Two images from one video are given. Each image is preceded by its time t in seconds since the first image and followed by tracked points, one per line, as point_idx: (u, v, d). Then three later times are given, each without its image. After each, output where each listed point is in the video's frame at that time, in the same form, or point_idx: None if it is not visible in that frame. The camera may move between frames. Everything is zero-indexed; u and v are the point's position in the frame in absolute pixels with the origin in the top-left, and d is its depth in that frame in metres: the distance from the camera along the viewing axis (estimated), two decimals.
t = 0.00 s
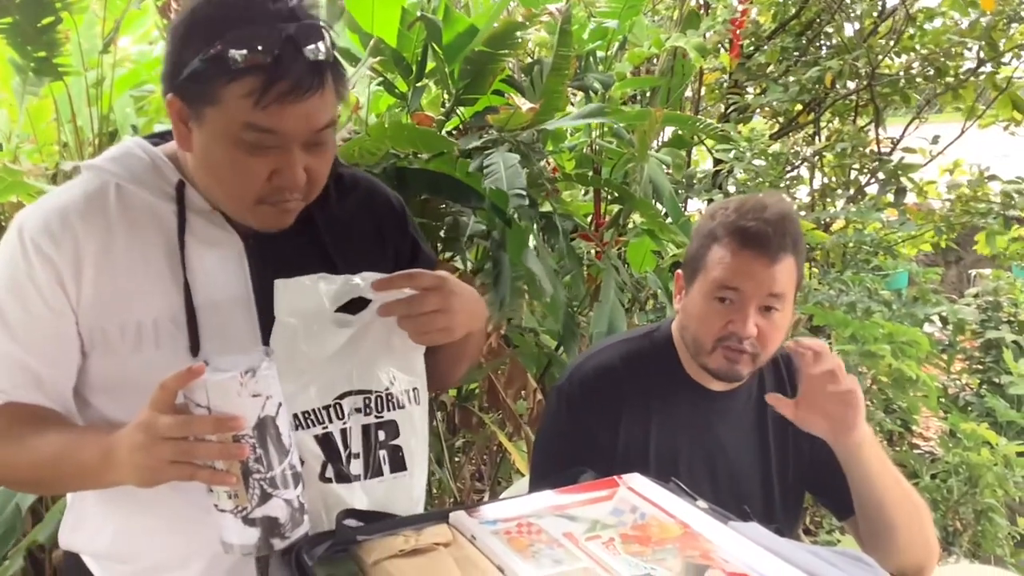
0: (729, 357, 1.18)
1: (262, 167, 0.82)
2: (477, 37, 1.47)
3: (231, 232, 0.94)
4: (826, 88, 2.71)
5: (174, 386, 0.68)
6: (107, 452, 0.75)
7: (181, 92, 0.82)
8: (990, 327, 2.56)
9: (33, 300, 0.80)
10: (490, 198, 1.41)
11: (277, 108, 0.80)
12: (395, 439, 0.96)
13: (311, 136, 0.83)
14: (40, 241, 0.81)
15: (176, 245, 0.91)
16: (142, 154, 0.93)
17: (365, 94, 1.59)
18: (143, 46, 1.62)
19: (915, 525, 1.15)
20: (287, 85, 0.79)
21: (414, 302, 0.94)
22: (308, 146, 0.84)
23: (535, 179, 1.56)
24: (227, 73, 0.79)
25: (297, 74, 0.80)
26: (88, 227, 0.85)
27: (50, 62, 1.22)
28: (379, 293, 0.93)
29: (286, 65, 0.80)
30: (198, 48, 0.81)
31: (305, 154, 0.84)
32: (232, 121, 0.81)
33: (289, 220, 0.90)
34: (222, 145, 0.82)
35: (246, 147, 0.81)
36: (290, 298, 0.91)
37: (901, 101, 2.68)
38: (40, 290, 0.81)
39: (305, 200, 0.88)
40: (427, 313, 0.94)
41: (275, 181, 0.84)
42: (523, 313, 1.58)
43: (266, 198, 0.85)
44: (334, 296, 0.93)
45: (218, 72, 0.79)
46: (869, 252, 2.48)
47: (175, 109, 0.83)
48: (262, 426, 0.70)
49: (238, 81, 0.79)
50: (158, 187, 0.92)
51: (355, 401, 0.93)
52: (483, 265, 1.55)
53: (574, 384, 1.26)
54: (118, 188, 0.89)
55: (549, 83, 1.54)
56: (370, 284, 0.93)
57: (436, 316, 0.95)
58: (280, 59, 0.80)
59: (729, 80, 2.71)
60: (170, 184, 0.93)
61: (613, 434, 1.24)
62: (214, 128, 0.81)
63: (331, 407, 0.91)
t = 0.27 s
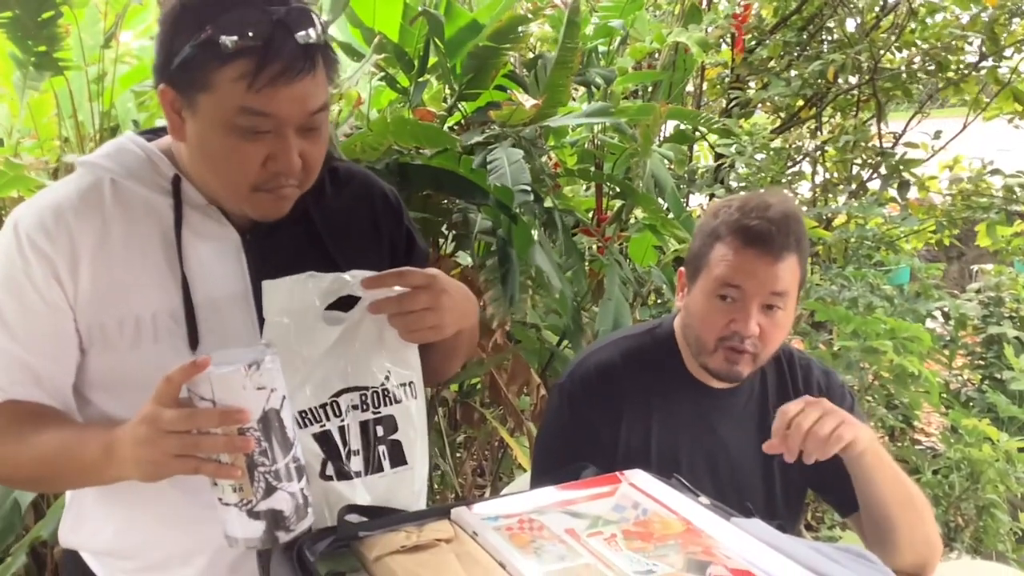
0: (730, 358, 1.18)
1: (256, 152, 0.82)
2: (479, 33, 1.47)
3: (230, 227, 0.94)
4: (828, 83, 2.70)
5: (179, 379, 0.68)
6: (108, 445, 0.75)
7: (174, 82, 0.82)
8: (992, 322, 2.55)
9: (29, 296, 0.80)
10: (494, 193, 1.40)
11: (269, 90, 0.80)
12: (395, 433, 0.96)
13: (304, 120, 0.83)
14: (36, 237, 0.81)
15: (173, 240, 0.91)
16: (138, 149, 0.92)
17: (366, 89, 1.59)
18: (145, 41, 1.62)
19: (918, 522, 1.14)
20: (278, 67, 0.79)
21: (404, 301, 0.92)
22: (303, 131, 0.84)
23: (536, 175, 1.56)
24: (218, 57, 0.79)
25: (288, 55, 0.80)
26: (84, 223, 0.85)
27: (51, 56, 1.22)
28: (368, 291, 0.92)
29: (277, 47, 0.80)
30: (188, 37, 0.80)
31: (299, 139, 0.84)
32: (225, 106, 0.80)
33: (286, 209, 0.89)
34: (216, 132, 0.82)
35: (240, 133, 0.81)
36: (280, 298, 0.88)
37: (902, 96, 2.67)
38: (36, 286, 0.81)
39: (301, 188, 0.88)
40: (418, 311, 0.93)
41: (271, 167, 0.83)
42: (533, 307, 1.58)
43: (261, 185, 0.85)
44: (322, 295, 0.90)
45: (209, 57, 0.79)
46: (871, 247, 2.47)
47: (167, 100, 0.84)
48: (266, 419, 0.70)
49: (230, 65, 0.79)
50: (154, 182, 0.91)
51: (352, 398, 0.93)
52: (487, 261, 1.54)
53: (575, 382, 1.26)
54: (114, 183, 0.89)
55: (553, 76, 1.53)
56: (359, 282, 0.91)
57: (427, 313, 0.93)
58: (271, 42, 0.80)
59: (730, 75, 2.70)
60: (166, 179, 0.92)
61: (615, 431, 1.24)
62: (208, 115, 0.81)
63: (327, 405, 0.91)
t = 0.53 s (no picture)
0: (731, 351, 1.18)
1: (254, 143, 0.82)
2: (482, 28, 1.47)
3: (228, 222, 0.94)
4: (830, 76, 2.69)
5: (175, 374, 0.68)
6: (105, 442, 0.75)
7: (169, 74, 0.81)
8: (995, 316, 2.55)
9: (27, 293, 0.80)
10: (500, 188, 1.39)
11: (265, 81, 0.80)
12: (395, 428, 0.96)
13: (301, 110, 0.83)
14: (33, 234, 0.81)
15: (170, 234, 0.90)
16: (135, 144, 0.92)
17: (369, 83, 1.60)
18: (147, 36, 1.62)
19: (919, 516, 1.13)
20: (275, 57, 0.79)
21: (404, 295, 0.93)
22: (300, 121, 0.84)
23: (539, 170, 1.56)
24: (214, 48, 0.79)
25: (284, 46, 0.80)
26: (81, 219, 0.85)
27: (52, 51, 1.22)
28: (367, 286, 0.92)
29: (272, 38, 0.79)
30: (184, 28, 0.80)
31: (296, 130, 0.84)
32: (222, 97, 0.80)
33: (284, 200, 0.89)
34: (212, 122, 0.82)
35: (237, 124, 0.81)
36: (279, 293, 0.88)
37: (904, 89, 2.66)
38: (33, 283, 0.81)
39: (299, 179, 0.88)
40: (416, 305, 0.93)
41: (268, 158, 0.83)
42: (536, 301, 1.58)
43: (259, 176, 0.85)
44: (323, 291, 0.91)
45: (204, 48, 0.79)
46: (873, 241, 2.46)
47: (163, 92, 0.83)
48: (262, 413, 0.70)
49: (226, 56, 0.79)
50: (150, 177, 0.91)
51: (352, 393, 0.92)
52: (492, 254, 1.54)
53: (579, 376, 1.26)
54: (110, 179, 0.89)
55: (559, 71, 1.53)
56: (358, 277, 0.92)
57: (426, 307, 0.94)
58: (266, 33, 0.79)
59: (732, 69, 2.71)
60: (162, 174, 0.92)
61: (617, 425, 1.24)
62: (204, 107, 0.81)
63: (328, 400, 0.91)
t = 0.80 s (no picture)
0: (735, 335, 1.17)
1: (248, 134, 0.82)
2: (484, 23, 1.46)
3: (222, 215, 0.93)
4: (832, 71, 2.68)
5: (176, 368, 0.67)
6: (106, 438, 0.75)
7: (163, 65, 0.81)
8: (997, 312, 2.54)
9: (25, 291, 0.80)
10: (504, 178, 1.39)
11: (256, 70, 0.80)
12: (395, 422, 0.96)
13: (294, 100, 0.83)
14: (31, 232, 0.81)
15: (167, 230, 0.90)
16: (131, 141, 0.92)
17: (370, 79, 1.60)
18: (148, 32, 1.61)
19: (921, 513, 1.13)
20: (267, 45, 0.79)
21: (399, 291, 0.92)
22: (293, 111, 0.84)
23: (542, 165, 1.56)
24: (206, 38, 0.79)
25: (277, 35, 0.79)
26: (79, 216, 0.85)
27: (53, 46, 1.21)
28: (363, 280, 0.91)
29: (263, 26, 0.79)
30: (176, 19, 0.80)
31: (290, 120, 0.84)
32: (215, 87, 0.80)
33: (281, 191, 0.89)
34: (206, 114, 0.81)
35: (231, 114, 0.81)
36: (278, 292, 0.88)
37: (907, 84, 2.66)
38: (32, 281, 0.80)
39: (294, 169, 0.88)
40: (413, 300, 0.93)
41: (263, 149, 0.83)
42: (539, 297, 1.57)
43: (254, 166, 0.84)
44: (322, 288, 0.90)
45: (197, 38, 0.79)
46: (875, 237, 2.46)
47: (157, 84, 0.83)
48: (263, 407, 0.70)
49: (217, 46, 0.78)
50: (148, 172, 0.91)
51: (351, 390, 0.92)
52: (497, 249, 1.54)
53: (583, 371, 1.26)
54: (107, 175, 0.88)
55: (560, 66, 1.51)
56: (354, 273, 0.91)
57: (423, 302, 0.93)
58: (257, 22, 0.79)
59: (734, 65, 2.70)
60: (160, 170, 0.91)
61: (622, 419, 1.24)
62: (197, 98, 0.81)
63: (327, 398, 0.90)
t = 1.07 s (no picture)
0: (735, 324, 1.16)
1: (234, 123, 0.82)
2: (485, 21, 1.46)
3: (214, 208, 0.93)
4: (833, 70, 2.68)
5: (169, 363, 0.67)
6: (99, 433, 0.75)
7: (149, 58, 0.81)
8: (997, 311, 2.54)
9: (19, 288, 0.80)
10: (504, 178, 1.39)
11: (242, 59, 0.79)
12: (392, 418, 0.95)
13: (281, 90, 0.83)
14: (25, 229, 0.81)
15: (161, 225, 0.90)
16: (124, 136, 0.91)
17: (370, 76, 1.60)
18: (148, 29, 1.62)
19: (922, 510, 1.12)
20: (249, 35, 0.78)
21: (394, 285, 0.92)
22: (281, 100, 0.84)
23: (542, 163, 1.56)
24: (191, 28, 0.78)
25: (259, 24, 0.79)
26: (71, 211, 0.84)
27: (52, 42, 1.21)
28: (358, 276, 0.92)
29: (246, 15, 0.79)
30: (159, 10, 0.79)
31: (277, 110, 0.83)
32: (201, 77, 0.80)
33: (271, 181, 0.89)
34: (193, 106, 0.81)
35: (217, 104, 0.81)
36: (270, 287, 0.88)
37: (908, 83, 2.66)
38: (26, 278, 0.80)
39: (283, 161, 0.88)
40: (407, 294, 0.93)
41: (249, 139, 0.83)
42: (539, 295, 1.57)
43: (242, 157, 0.84)
44: (316, 285, 0.91)
45: (180, 28, 0.79)
46: (875, 236, 2.46)
47: (145, 76, 0.83)
48: (256, 400, 0.70)
49: (202, 36, 0.78)
50: (141, 168, 0.90)
51: (346, 386, 0.92)
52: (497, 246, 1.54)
53: (586, 362, 1.26)
54: (100, 170, 0.88)
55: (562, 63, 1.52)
56: (349, 268, 0.92)
57: (418, 296, 0.93)
58: (239, 11, 0.79)
59: (734, 63, 2.69)
60: (153, 165, 0.91)
61: (623, 413, 1.24)
62: (185, 88, 0.81)
63: (322, 394, 0.90)
